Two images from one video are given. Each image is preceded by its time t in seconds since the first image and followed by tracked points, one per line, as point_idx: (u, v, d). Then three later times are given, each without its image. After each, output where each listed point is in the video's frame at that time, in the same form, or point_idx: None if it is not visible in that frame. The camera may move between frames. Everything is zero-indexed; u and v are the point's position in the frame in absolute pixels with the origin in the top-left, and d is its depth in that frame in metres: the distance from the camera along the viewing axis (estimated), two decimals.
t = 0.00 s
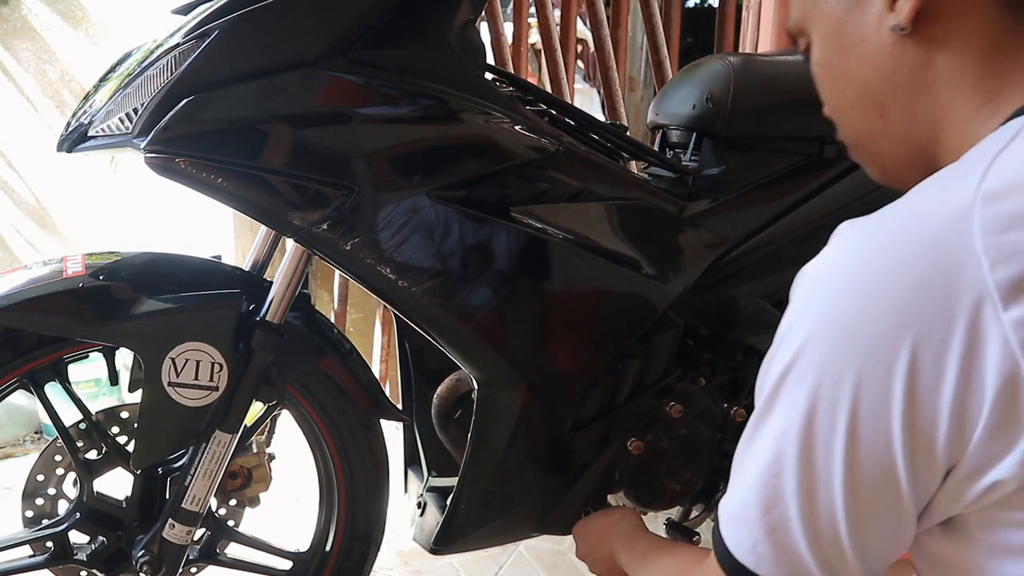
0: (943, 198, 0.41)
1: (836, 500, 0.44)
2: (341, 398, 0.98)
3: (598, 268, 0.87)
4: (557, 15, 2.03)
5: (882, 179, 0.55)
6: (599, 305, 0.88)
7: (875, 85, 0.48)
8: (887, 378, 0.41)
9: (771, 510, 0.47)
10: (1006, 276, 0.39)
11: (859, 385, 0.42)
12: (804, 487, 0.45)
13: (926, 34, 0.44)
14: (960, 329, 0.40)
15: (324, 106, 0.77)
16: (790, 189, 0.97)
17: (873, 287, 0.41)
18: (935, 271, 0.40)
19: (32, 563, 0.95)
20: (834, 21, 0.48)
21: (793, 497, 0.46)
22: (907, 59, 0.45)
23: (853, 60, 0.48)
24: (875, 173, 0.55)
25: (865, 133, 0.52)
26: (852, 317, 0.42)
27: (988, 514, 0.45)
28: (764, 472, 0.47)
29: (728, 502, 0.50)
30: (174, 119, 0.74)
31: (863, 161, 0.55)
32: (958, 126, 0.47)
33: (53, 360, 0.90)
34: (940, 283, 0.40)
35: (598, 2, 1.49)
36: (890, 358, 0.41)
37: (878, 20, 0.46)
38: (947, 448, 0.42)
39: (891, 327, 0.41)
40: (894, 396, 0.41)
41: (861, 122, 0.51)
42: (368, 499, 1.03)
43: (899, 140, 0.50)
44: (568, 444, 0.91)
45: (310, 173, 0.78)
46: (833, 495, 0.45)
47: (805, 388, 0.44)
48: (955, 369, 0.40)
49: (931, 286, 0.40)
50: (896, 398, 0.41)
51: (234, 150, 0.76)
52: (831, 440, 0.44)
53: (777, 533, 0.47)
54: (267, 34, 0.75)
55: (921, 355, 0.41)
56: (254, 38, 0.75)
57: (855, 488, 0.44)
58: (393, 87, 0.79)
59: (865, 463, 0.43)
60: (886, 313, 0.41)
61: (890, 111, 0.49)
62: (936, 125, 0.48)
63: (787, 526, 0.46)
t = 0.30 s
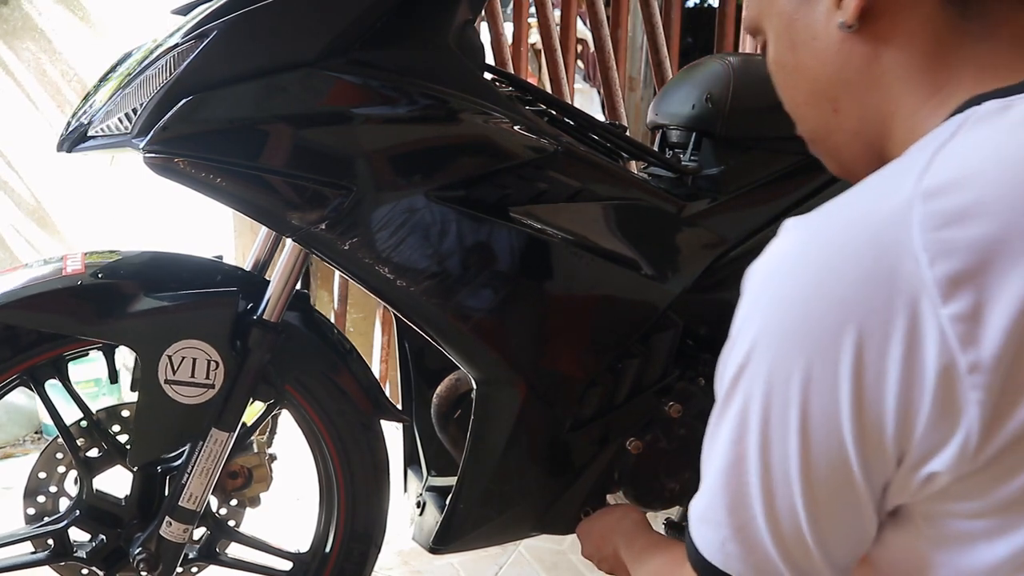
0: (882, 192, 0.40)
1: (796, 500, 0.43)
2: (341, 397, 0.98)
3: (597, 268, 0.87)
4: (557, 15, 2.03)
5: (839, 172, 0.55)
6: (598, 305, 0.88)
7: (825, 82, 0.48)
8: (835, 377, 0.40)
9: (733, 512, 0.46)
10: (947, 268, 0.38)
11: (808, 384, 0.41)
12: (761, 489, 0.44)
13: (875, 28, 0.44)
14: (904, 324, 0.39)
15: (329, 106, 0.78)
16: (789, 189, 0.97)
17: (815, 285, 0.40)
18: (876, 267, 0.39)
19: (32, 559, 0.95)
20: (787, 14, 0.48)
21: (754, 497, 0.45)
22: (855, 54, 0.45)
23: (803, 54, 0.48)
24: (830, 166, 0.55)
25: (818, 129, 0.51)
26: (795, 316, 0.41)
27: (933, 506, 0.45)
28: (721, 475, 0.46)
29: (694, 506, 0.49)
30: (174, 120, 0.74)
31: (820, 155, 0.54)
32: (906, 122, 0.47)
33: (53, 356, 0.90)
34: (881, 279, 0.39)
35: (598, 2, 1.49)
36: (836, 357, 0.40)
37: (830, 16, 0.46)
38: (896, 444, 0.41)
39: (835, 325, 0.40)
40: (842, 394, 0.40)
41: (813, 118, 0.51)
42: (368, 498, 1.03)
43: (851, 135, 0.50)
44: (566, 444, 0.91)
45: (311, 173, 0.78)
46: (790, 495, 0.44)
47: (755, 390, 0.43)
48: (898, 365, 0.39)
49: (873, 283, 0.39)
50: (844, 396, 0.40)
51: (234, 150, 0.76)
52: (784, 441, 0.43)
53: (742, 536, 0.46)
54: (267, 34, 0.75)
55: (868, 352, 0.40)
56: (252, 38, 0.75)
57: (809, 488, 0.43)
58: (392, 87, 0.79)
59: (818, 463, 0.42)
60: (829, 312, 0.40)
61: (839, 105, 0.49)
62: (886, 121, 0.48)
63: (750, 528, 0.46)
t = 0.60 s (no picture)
0: (842, 205, 0.44)
1: (759, 488, 0.48)
2: (335, 394, 0.99)
3: (592, 267, 0.88)
4: (558, 15, 2.03)
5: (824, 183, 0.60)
6: (593, 304, 0.89)
7: (807, 91, 0.54)
8: (794, 375, 0.45)
9: (702, 496, 0.50)
10: (903, 269, 0.42)
11: (769, 381, 0.45)
12: (730, 471, 0.49)
13: (846, 40, 0.50)
14: (863, 328, 0.43)
15: (327, 106, 0.78)
16: (786, 189, 0.98)
17: (779, 291, 0.44)
18: (834, 275, 0.43)
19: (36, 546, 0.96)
20: (767, 33, 0.54)
21: (719, 486, 0.49)
22: (831, 65, 0.51)
23: (785, 69, 0.54)
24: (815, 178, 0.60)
25: (801, 138, 0.57)
26: (761, 318, 0.45)
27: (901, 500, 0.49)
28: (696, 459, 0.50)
29: (664, 496, 0.53)
30: (171, 119, 0.75)
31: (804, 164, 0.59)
32: (881, 124, 0.52)
33: (57, 344, 0.91)
34: (840, 287, 0.43)
35: (598, 2, 1.49)
36: (796, 359, 0.45)
37: (805, 32, 0.52)
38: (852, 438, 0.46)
39: (795, 329, 0.44)
40: (802, 390, 0.45)
41: (797, 127, 0.57)
42: (365, 497, 1.03)
43: (831, 143, 0.56)
44: (562, 443, 0.92)
45: (308, 172, 0.79)
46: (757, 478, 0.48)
47: (722, 386, 0.47)
48: (856, 367, 0.43)
49: (832, 290, 0.43)
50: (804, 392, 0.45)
51: (230, 150, 0.77)
52: (748, 432, 0.47)
53: (706, 521, 0.51)
54: (263, 33, 0.76)
55: (824, 355, 0.44)
56: (246, 38, 0.75)
57: (772, 476, 0.48)
58: (386, 87, 0.80)
59: (780, 453, 0.47)
60: (791, 316, 0.44)
61: (819, 114, 0.54)
62: (862, 127, 0.53)
63: (713, 513, 0.50)
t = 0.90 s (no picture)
0: (817, 197, 0.43)
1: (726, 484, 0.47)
2: (329, 394, 0.99)
3: (591, 267, 0.88)
4: (558, 16, 2.03)
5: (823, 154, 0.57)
6: (591, 303, 0.89)
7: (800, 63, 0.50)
8: (760, 371, 0.44)
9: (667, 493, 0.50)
10: (870, 270, 0.41)
11: (737, 375, 0.44)
12: (696, 469, 0.48)
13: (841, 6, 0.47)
14: (827, 326, 0.42)
15: (324, 106, 0.78)
16: (786, 189, 0.98)
17: (747, 283, 0.43)
18: (801, 272, 0.42)
19: (37, 538, 0.97)
20: None
21: (687, 481, 0.48)
22: (826, 33, 0.48)
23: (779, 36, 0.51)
24: (814, 150, 0.57)
25: (798, 110, 0.54)
26: (728, 311, 0.44)
27: (878, 498, 0.48)
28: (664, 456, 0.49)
29: (638, 487, 0.52)
30: (169, 119, 0.75)
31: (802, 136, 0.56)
32: (879, 96, 0.49)
33: (62, 338, 0.92)
34: (805, 283, 0.42)
35: (598, 2, 1.49)
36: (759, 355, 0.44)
37: None
38: (822, 436, 0.44)
39: (758, 322, 0.43)
40: (767, 386, 0.44)
41: (794, 100, 0.53)
42: (364, 497, 1.03)
43: (829, 116, 0.53)
44: (560, 443, 0.92)
45: (306, 172, 0.79)
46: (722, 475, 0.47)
47: (694, 378, 0.46)
48: (819, 367, 0.42)
49: (796, 285, 0.42)
50: (769, 388, 0.44)
51: (229, 150, 0.77)
52: (717, 426, 0.46)
53: (677, 516, 0.50)
54: (261, 33, 0.76)
55: (788, 352, 0.43)
56: (243, 38, 0.76)
57: (740, 472, 0.47)
58: (383, 86, 0.80)
59: (747, 449, 0.46)
60: (756, 309, 0.43)
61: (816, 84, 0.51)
62: (859, 98, 0.50)
63: (683, 507, 0.49)
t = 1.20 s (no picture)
0: (893, 185, 0.34)
1: (790, 524, 0.37)
2: (330, 394, 0.99)
3: (591, 267, 0.88)
4: (558, 16, 2.03)
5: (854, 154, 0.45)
6: (592, 303, 0.89)
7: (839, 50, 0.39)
8: (826, 398, 0.35)
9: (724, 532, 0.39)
10: (948, 293, 0.32)
11: (798, 400, 0.35)
12: (756, 508, 0.38)
13: None
14: (902, 338, 0.33)
15: (324, 106, 0.78)
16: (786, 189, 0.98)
17: (808, 285, 0.34)
18: (869, 283, 0.33)
19: (37, 539, 0.97)
20: None
21: (745, 517, 0.38)
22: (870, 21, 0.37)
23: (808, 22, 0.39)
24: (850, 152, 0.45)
25: (831, 110, 0.42)
26: (786, 321, 0.34)
27: (941, 531, 0.40)
28: (709, 490, 0.39)
29: (685, 517, 0.41)
30: (169, 120, 0.75)
31: (831, 134, 0.44)
32: (933, 99, 0.38)
33: (62, 338, 0.92)
34: (879, 291, 0.33)
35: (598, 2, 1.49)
36: (822, 380, 0.34)
37: None
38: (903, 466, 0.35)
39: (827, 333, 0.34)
40: (837, 411, 0.34)
41: (826, 95, 0.41)
42: (364, 497, 1.03)
43: (869, 115, 0.41)
44: (560, 443, 0.92)
45: (306, 172, 0.79)
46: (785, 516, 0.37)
47: (743, 404, 0.37)
48: (892, 393, 0.34)
49: (873, 287, 0.33)
50: (839, 415, 0.34)
51: (230, 150, 0.77)
52: (773, 461, 0.37)
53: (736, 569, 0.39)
54: (262, 33, 0.76)
55: (860, 374, 0.34)
56: (244, 38, 0.76)
57: (808, 512, 0.37)
58: (383, 86, 0.80)
59: (816, 486, 0.36)
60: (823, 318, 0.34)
61: (857, 82, 0.40)
62: (909, 96, 0.39)
63: (742, 554, 0.39)
